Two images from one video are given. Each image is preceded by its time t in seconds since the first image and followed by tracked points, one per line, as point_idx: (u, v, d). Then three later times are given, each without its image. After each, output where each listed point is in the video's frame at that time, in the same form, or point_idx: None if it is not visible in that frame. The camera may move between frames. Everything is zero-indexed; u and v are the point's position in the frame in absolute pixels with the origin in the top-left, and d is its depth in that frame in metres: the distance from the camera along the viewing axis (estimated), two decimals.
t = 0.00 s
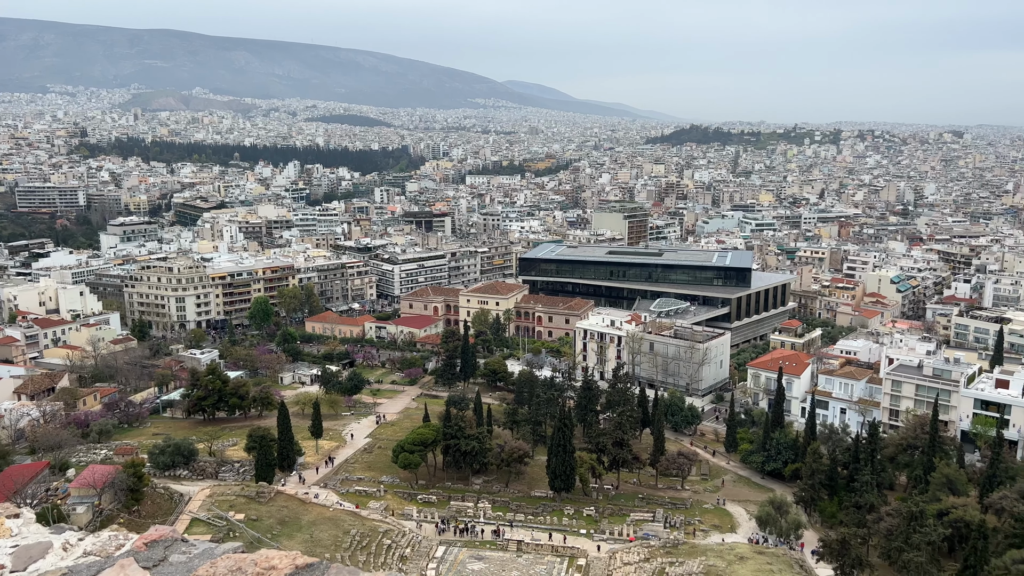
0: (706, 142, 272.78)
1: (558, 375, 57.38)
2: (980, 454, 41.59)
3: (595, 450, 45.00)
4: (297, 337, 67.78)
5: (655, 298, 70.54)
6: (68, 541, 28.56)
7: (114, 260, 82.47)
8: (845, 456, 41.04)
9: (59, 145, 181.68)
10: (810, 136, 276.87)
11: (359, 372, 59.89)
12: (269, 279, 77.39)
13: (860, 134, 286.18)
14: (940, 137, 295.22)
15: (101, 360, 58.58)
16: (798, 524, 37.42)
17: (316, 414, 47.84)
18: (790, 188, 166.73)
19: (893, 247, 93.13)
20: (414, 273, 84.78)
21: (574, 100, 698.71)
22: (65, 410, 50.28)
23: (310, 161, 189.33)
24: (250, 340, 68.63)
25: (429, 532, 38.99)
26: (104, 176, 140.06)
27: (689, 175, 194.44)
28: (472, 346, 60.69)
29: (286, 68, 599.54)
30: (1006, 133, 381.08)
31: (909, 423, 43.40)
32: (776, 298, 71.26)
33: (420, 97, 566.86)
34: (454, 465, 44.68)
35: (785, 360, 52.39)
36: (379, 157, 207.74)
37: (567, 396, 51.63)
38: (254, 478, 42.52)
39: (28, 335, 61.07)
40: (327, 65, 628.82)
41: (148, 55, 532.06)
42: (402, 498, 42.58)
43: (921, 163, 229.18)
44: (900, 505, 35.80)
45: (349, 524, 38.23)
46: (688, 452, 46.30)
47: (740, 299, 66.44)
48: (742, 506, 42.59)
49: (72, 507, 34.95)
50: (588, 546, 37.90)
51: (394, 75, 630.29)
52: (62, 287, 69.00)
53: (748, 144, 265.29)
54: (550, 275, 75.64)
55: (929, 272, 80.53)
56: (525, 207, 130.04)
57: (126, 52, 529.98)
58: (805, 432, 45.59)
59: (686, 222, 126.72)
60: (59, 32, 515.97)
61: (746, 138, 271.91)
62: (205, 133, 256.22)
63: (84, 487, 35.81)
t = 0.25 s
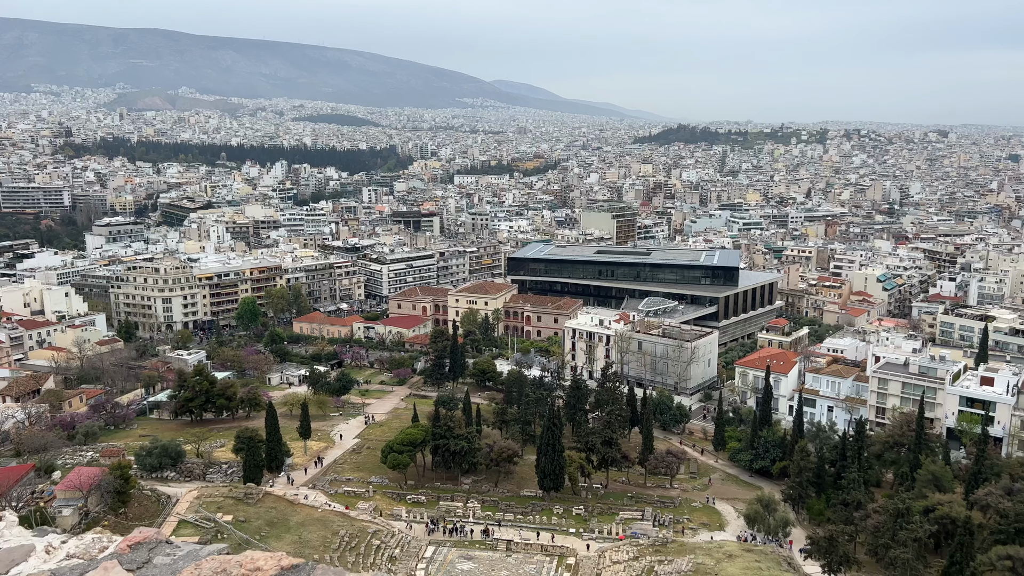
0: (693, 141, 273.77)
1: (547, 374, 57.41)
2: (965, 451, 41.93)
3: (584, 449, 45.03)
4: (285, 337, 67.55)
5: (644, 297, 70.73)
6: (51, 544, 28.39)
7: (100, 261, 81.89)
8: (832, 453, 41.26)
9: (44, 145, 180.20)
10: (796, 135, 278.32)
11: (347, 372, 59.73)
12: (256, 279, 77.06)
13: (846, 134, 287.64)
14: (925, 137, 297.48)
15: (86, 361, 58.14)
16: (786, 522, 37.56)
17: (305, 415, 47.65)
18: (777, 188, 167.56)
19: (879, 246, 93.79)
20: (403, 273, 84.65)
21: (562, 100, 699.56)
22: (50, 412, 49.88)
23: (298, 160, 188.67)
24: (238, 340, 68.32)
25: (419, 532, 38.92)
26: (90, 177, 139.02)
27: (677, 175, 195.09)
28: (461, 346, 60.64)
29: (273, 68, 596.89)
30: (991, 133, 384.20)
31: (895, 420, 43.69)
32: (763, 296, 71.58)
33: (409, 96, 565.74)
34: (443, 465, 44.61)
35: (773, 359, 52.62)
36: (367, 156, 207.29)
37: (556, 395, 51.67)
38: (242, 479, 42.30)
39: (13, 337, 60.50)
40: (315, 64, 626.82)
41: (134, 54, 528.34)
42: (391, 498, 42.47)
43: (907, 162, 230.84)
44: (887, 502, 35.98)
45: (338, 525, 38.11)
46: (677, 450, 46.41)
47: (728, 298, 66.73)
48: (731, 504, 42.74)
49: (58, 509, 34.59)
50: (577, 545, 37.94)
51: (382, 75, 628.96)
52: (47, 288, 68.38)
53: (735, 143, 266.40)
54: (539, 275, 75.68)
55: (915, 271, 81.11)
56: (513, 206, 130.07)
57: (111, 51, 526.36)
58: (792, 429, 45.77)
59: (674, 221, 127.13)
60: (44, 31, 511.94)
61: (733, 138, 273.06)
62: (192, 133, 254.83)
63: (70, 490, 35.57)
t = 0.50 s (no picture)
0: (682, 140, 274.55)
1: (537, 373, 57.39)
2: (953, 448, 42.20)
3: (575, 448, 45.03)
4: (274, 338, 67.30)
5: (633, 296, 70.81)
6: (34, 547, 28.28)
7: (87, 262, 81.34)
8: (821, 451, 41.43)
9: (29, 145, 178.78)
10: (785, 135, 279.41)
11: (337, 372, 59.57)
12: (245, 279, 76.73)
13: (835, 133, 289.06)
14: (912, 136, 299.32)
15: (74, 362, 57.76)
16: (776, 519, 37.69)
17: (294, 415, 47.46)
18: (765, 187, 168.19)
19: (867, 244, 94.27)
20: (393, 273, 84.50)
21: (551, 99, 700.01)
22: (37, 413, 49.51)
23: (286, 160, 187.94)
24: (227, 341, 68.02)
25: (409, 532, 38.85)
26: (76, 177, 138.02)
27: (666, 174, 195.52)
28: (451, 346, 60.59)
29: (262, 67, 594.49)
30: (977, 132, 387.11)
31: (883, 418, 43.91)
32: (753, 295, 71.84)
33: (399, 96, 564.75)
34: (433, 465, 44.53)
35: (762, 357, 52.79)
36: (357, 155, 206.77)
37: (546, 395, 51.68)
38: (231, 479, 42.08)
39: None
40: (304, 64, 624.77)
41: (121, 53, 524.76)
42: (381, 499, 42.35)
43: (895, 161, 232.23)
44: (875, 500, 36.16)
45: (328, 525, 37.96)
46: (667, 449, 46.47)
47: (717, 297, 66.92)
48: (721, 502, 42.87)
49: (45, 512, 34.54)
50: (568, 544, 37.92)
51: (372, 75, 627.60)
52: (33, 289, 67.71)
53: (724, 142, 267.29)
54: (529, 274, 75.67)
55: (902, 269, 81.63)
56: (503, 206, 130.05)
57: (98, 50, 522.92)
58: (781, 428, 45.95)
59: (663, 220, 127.42)
60: (29, 29, 507.94)
61: (722, 137, 273.90)
62: (179, 132, 253.47)
63: (58, 492, 35.59)
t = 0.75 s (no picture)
0: (670, 139, 275.35)
1: (526, 373, 57.39)
2: (939, 445, 42.53)
3: (564, 446, 45.06)
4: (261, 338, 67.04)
5: (622, 295, 70.91)
6: (16, 550, 28.57)
7: (72, 262, 80.77)
8: (809, 448, 41.63)
9: (13, 144, 177.31)
10: (772, 134, 280.76)
11: (325, 372, 59.39)
12: (232, 279, 76.39)
13: (821, 132, 290.80)
14: (898, 135, 301.41)
15: (59, 363, 57.36)
16: (764, 517, 37.83)
17: (282, 415, 47.30)
18: (753, 185, 168.93)
19: (854, 243, 94.81)
20: (381, 273, 84.34)
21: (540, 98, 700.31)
22: (21, 415, 49.13)
23: (274, 159, 187.27)
24: (214, 341, 67.69)
25: (398, 532, 38.78)
26: (61, 177, 136.93)
27: (654, 173, 196.06)
28: (440, 345, 60.50)
29: (249, 66, 591.76)
30: (962, 131, 390.32)
31: (870, 415, 44.18)
32: (740, 294, 72.11)
33: (387, 95, 563.71)
34: (422, 465, 44.46)
35: (750, 355, 53.00)
36: (344, 154, 206.20)
37: (535, 394, 51.68)
38: (219, 480, 41.85)
39: None
40: (292, 62, 622.41)
41: (106, 52, 520.80)
42: (370, 499, 42.25)
43: (880, 160, 233.76)
44: (863, 496, 36.35)
45: (316, 526, 37.86)
46: (656, 447, 46.56)
47: (705, 296, 67.11)
48: (709, 500, 43.01)
49: (31, 514, 34.16)
50: (558, 543, 37.94)
51: (360, 74, 625.99)
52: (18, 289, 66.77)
53: (712, 141, 268.27)
54: (518, 273, 75.64)
55: (888, 267, 82.19)
56: (491, 205, 130.02)
57: (83, 49, 518.98)
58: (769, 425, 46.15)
59: (651, 219, 127.76)
60: (13, 28, 503.54)
61: (709, 136, 274.85)
62: (166, 131, 251.97)
63: (43, 494, 35.09)
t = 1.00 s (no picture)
0: (660, 138, 275.95)
1: (517, 372, 57.39)
2: (926, 441, 42.82)
3: (554, 445, 45.08)
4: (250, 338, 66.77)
5: (612, 294, 70.98)
6: None
7: (59, 262, 80.23)
8: (798, 446, 41.80)
9: None
10: (761, 132, 281.76)
11: (315, 372, 59.22)
12: (221, 279, 76.06)
13: (810, 131, 291.96)
14: (886, 133, 303.08)
15: (46, 364, 56.99)
16: (754, 514, 37.95)
17: (272, 416, 47.13)
18: (742, 184, 169.49)
19: (842, 241, 95.24)
20: (371, 272, 84.17)
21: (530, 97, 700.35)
22: (8, 416, 48.78)
23: (263, 158, 186.55)
24: (203, 341, 67.38)
25: (389, 532, 38.72)
26: (47, 176, 135.91)
27: (643, 172, 196.44)
28: (430, 345, 60.44)
29: (238, 65, 589.12)
30: (949, 129, 392.80)
31: (859, 413, 44.39)
32: (730, 292, 72.31)
33: (377, 94, 562.48)
34: (413, 465, 44.38)
35: (739, 353, 53.20)
36: (334, 153, 205.60)
37: (526, 393, 51.71)
38: (208, 481, 41.66)
39: None
40: (281, 61, 620.03)
41: (94, 51, 517.38)
42: (360, 499, 42.16)
43: (868, 159, 235.01)
44: (851, 493, 36.53)
45: (307, 526, 37.77)
46: (646, 446, 46.67)
47: (694, 294, 67.28)
48: (700, 498, 43.14)
49: (18, 516, 33.97)
50: (548, 541, 37.98)
51: (350, 73, 624.38)
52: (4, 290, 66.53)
53: (701, 140, 269.04)
54: (508, 272, 75.62)
55: (876, 265, 82.59)
56: (481, 204, 129.95)
57: (69, 47, 515.38)
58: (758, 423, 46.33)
59: (641, 218, 127.98)
60: None
61: (698, 135, 275.56)
62: (153, 131, 250.43)
63: (31, 495, 34.96)
